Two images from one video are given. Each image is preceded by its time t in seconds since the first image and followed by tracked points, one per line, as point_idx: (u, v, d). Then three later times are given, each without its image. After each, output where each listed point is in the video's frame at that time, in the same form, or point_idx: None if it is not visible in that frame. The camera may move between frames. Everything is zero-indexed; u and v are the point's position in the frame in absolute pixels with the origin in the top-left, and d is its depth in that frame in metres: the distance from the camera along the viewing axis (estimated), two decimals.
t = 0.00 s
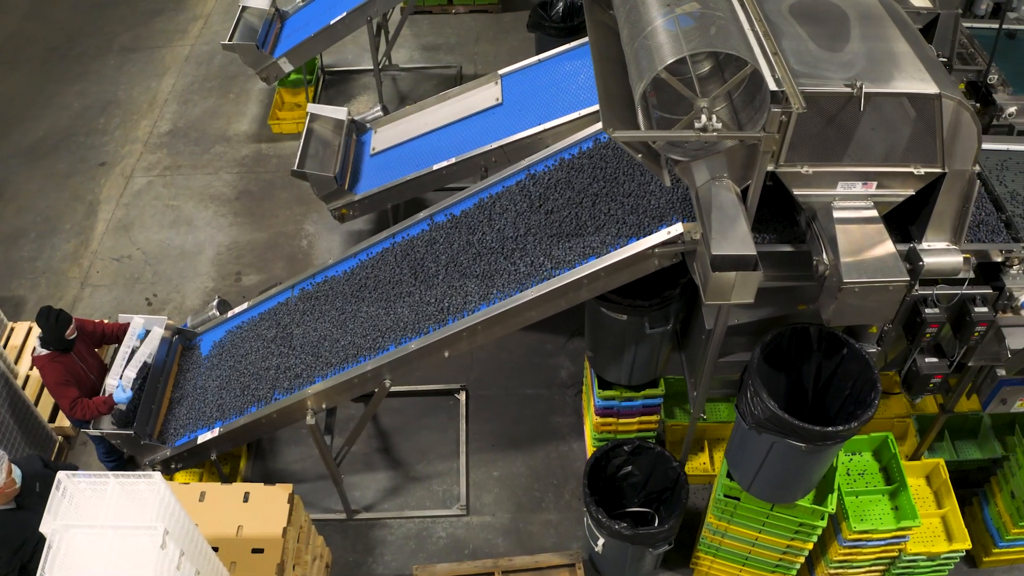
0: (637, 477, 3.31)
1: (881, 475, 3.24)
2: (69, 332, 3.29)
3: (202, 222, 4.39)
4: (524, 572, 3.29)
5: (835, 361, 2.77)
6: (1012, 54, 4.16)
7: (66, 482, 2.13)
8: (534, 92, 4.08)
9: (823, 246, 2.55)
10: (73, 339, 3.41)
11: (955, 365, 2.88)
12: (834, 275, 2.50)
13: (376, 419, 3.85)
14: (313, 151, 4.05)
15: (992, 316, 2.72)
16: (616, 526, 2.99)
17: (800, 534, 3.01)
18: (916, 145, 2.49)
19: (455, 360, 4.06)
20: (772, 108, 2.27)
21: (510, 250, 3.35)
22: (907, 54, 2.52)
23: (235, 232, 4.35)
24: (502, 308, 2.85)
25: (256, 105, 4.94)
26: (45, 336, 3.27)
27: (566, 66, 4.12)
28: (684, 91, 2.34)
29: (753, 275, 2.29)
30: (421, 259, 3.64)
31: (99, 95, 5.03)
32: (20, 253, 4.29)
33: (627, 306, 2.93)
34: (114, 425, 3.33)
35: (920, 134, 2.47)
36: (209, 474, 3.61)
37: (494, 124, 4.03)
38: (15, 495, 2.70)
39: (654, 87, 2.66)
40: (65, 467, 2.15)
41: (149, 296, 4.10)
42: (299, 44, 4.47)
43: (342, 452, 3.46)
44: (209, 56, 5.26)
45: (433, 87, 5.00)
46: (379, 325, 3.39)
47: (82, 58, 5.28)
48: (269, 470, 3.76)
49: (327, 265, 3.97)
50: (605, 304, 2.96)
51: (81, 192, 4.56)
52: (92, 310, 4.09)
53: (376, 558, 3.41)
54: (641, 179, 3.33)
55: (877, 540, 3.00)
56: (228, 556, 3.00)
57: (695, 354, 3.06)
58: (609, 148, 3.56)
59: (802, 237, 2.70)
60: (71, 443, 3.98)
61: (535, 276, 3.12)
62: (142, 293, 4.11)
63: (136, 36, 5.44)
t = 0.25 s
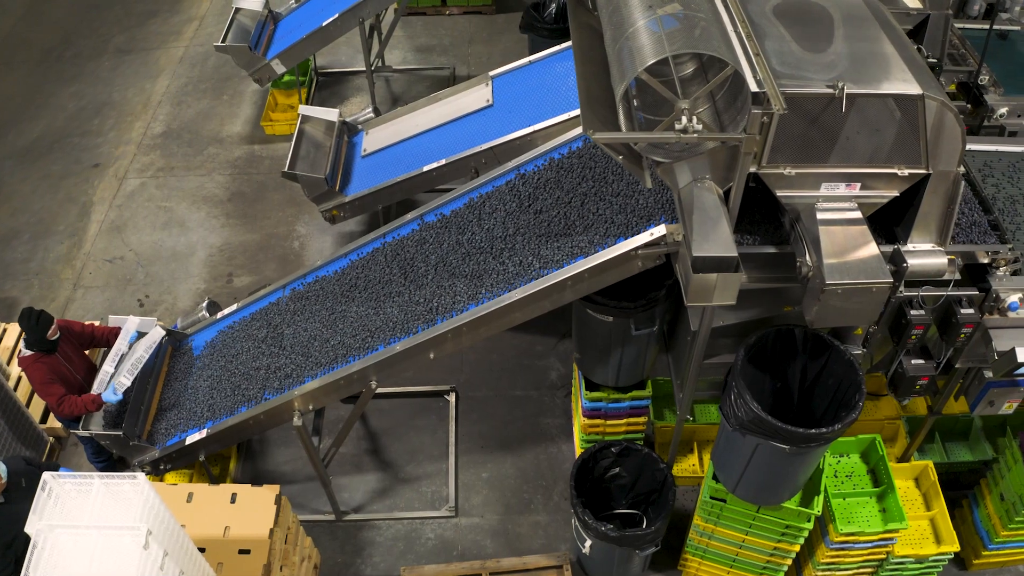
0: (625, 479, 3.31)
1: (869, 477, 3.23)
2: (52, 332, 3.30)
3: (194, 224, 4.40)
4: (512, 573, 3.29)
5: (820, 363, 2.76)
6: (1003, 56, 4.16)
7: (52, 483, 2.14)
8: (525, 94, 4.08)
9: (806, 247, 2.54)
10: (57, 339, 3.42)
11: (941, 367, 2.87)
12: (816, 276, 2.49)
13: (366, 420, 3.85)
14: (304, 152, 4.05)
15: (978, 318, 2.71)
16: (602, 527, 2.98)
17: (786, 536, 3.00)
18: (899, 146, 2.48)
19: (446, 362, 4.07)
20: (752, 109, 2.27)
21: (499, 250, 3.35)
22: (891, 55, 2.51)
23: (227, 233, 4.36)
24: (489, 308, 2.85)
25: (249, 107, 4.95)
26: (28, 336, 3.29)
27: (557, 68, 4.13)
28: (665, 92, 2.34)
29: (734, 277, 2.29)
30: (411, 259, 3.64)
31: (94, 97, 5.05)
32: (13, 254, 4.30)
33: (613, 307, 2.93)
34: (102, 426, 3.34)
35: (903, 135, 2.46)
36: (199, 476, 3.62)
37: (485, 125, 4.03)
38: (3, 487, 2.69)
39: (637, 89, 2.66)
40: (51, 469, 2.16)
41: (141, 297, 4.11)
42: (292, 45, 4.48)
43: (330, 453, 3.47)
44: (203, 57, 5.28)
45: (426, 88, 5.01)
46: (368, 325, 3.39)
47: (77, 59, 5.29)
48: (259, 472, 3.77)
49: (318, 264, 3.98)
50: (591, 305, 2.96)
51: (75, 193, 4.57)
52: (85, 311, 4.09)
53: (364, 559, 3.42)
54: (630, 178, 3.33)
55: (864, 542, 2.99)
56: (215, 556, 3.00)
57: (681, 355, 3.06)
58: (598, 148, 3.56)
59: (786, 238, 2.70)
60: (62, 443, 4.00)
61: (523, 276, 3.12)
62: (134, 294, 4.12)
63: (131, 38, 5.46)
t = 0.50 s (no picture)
0: (612, 482, 3.31)
1: (857, 481, 3.22)
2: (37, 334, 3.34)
3: (186, 227, 4.41)
4: None
5: (805, 366, 2.76)
6: (995, 58, 4.15)
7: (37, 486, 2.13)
8: (515, 97, 4.09)
9: (789, 251, 2.54)
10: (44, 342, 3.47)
11: (927, 371, 2.86)
12: (799, 280, 2.49)
13: (356, 424, 3.86)
14: (295, 156, 4.07)
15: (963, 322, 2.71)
16: (588, 532, 2.98)
17: (773, 540, 3.00)
18: (882, 148, 2.47)
19: (436, 365, 4.07)
20: (732, 113, 2.26)
21: (488, 252, 3.36)
22: (874, 58, 2.50)
23: (219, 237, 4.36)
24: (474, 311, 2.85)
25: (243, 110, 4.96)
26: (15, 339, 3.33)
27: (547, 71, 4.14)
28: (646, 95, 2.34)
29: (714, 281, 2.29)
30: (401, 261, 3.65)
31: (88, 100, 5.06)
32: (6, 257, 4.31)
33: (598, 311, 2.93)
34: (92, 428, 3.36)
35: (886, 138, 2.45)
36: (188, 479, 3.63)
37: (475, 128, 4.04)
38: None
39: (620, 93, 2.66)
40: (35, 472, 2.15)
41: (133, 301, 4.12)
42: (284, 49, 4.48)
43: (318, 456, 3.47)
44: (197, 61, 5.29)
45: (419, 91, 5.01)
46: (358, 327, 3.40)
47: (72, 62, 5.31)
48: (249, 475, 3.77)
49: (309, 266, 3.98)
50: (576, 309, 2.96)
51: (68, 196, 4.58)
52: (77, 315, 4.10)
53: (353, 562, 3.42)
54: (618, 180, 3.33)
55: (851, 546, 2.98)
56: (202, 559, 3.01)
57: (667, 359, 3.05)
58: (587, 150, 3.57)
59: (770, 242, 2.69)
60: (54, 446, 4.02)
61: (511, 278, 3.12)
62: (126, 297, 4.13)
63: (126, 41, 5.48)
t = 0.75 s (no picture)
0: (599, 486, 3.31)
1: (845, 485, 3.21)
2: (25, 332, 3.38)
3: (179, 230, 4.42)
4: None
5: (790, 370, 2.75)
6: (987, 61, 4.14)
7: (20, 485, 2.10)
8: (505, 100, 4.10)
9: (772, 254, 2.53)
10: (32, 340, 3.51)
11: (913, 375, 2.85)
12: (782, 284, 2.48)
13: (345, 427, 3.86)
14: (285, 160, 4.08)
15: (949, 326, 2.70)
16: (574, 535, 2.98)
17: (759, 544, 2.99)
18: (866, 152, 2.46)
19: (426, 368, 4.07)
20: (713, 116, 2.26)
21: (476, 254, 3.36)
22: (858, 61, 2.49)
23: (211, 240, 4.37)
24: (459, 314, 2.85)
25: (236, 114, 4.97)
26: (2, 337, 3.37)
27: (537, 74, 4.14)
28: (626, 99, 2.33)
29: (694, 285, 2.29)
30: (390, 263, 3.65)
31: (82, 104, 5.07)
32: None
33: (583, 314, 2.92)
34: (81, 430, 3.37)
35: (869, 141, 2.44)
36: (177, 482, 3.63)
37: (465, 131, 4.05)
38: None
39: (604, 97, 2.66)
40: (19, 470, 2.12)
41: (124, 304, 4.12)
42: (276, 52, 4.49)
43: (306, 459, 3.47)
44: (191, 64, 5.31)
45: (412, 94, 5.02)
46: (346, 329, 3.40)
47: (67, 66, 5.32)
48: (238, 478, 3.78)
49: (300, 268, 3.99)
50: (562, 313, 2.96)
51: (61, 199, 4.58)
52: (69, 318, 4.10)
53: (341, 566, 3.42)
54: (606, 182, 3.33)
55: (838, 550, 2.97)
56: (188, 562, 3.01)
57: (653, 363, 3.05)
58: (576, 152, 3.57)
59: (753, 245, 2.69)
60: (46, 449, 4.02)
61: (499, 279, 3.12)
62: (117, 300, 4.14)
63: (121, 45, 5.49)
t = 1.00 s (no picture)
0: (587, 490, 3.30)
1: (832, 489, 3.20)
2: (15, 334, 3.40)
3: (171, 233, 4.42)
4: None
5: (775, 374, 2.75)
6: (979, 64, 4.13)
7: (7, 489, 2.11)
8: (495, 104, 4.11)
9: (755, 259, 2.53)
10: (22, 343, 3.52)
11: (900, 379, 2.84)
12: (764, 287, 2.47)
13: (335, 430, 3.86)
14: (276, 163, 4.08)
15: (935, 329, 2.69)
16: (559, 539, 2.97)
17: (745, 548, 2.98)
18: (848, 154, 2.44)
19: (416, 372, 4.06)
20: (692, 119, 2.25)
21: (464, 256, 3.36)
22: (841, 64, 2.48)
23: (203, 243, 4.38)
24: (442, 317, 2.85)
25: (229, 117, 4.98)
26: None
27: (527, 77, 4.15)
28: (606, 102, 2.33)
29: (675, 289, 2.28)
30: (380, 265, 3.65)
31: (76, 107, 5.08)
32: None
33: (569, 318, 2.93)
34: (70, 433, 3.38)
35: (852, 144, 2.43)
36: (166, 485, 3.64)
37: (455, 135, 4.05)
38: None
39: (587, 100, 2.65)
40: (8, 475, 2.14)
41: (116, 307, 4.13)
42: (269, 56, 4.49)
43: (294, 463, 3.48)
44: (185, 68, 5.32)
45: (405, 97, 5.03)
46: (335, 331, 3.40)
47: (62, 69, 5.34)
48: (227, 481, 3.78)
49: (291, 270, 3.99)
50: (547, 316, 2.96)
51: (55, 203, 4.58)
52: (61, 321, 4.11)
53: (329, 569, 3.41)
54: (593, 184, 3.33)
55: (825, 555, 2.96)
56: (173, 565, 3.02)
57: (638, 366, 3.04)
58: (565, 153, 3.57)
59: (737, 249, 2.68)
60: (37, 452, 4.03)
61: (486, 281, 3.11)
62: (109, 303, 4.14)
63: (115, 48, 5.50)
